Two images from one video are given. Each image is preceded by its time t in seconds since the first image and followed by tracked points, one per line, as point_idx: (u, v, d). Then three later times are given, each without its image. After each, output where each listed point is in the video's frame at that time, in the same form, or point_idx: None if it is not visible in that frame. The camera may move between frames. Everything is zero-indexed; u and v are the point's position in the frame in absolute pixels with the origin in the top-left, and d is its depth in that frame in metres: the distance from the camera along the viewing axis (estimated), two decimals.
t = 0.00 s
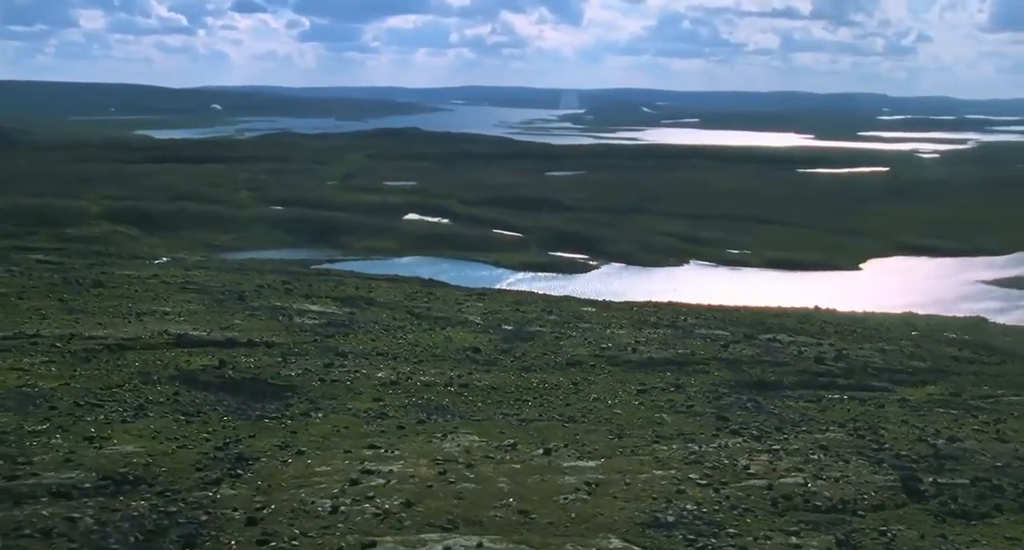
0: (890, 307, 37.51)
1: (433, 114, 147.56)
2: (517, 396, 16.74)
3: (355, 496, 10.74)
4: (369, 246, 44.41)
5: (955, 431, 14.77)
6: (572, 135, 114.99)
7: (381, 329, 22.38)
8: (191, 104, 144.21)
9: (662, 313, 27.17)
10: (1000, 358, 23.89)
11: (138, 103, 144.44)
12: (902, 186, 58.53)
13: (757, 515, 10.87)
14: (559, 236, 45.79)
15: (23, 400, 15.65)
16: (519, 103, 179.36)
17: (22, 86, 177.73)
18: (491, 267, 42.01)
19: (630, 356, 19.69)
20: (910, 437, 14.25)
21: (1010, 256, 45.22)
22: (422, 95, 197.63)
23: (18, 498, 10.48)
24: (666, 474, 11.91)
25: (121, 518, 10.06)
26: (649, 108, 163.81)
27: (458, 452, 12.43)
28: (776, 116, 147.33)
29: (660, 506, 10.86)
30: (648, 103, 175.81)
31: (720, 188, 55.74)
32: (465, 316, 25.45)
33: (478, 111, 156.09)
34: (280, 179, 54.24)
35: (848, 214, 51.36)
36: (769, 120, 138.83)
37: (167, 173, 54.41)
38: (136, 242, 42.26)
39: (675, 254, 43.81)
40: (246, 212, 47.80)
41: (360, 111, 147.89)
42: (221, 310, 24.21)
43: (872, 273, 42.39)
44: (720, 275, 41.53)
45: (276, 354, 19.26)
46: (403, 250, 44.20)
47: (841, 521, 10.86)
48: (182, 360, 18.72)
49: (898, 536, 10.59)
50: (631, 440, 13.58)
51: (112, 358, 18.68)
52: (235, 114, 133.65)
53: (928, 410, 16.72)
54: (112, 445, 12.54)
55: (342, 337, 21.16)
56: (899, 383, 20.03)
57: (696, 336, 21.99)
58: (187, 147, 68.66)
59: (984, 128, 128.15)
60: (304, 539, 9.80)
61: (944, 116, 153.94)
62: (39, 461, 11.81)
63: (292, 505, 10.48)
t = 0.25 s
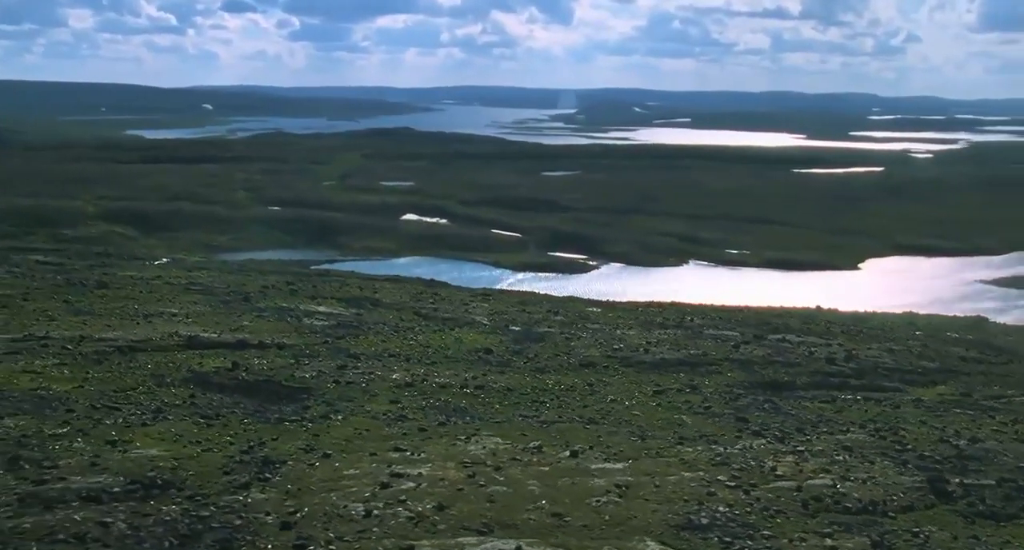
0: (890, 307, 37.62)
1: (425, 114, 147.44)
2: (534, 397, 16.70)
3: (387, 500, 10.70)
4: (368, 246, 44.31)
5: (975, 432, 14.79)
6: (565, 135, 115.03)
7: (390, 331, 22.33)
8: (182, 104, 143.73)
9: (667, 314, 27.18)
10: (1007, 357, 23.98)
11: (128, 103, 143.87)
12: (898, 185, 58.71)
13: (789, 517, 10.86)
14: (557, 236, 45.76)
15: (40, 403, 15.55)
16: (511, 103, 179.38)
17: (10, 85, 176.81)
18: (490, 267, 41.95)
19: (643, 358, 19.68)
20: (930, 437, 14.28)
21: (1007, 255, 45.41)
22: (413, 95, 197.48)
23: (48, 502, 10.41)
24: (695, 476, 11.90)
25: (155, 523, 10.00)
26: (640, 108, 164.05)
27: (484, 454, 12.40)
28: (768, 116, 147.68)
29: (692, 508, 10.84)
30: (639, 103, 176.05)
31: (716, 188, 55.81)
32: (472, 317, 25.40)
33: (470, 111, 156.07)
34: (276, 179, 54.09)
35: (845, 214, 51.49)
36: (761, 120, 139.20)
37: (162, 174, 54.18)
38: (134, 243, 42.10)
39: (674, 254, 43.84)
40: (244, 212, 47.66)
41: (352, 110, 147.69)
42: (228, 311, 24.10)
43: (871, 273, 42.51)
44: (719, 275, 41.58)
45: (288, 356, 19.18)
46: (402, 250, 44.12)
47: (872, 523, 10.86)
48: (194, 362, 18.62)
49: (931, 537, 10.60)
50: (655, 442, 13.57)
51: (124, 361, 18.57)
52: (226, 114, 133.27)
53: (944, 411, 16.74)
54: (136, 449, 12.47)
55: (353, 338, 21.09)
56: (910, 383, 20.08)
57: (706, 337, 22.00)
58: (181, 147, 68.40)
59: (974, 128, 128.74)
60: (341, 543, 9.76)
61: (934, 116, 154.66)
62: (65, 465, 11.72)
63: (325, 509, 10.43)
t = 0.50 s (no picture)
0: (884, 307, 37.79)
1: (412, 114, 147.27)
2: (546, 399, 16.68)
3: (415, 504, 10.66)
4: (362, 247, 44.20)
5: (989, 433, 14.84)
6: (553, 135, 115.13)
7: (395, 332, 22.27)
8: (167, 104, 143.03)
9: (668, 315, 27.22)
10: (1007, 358, 24.12)
11: (113, 103, 143.04)
12: (888, 186, 59.00)
13: (817, 519, 10.88)
14: (552, 237, 45.75)
15: (49, 407, 15.43)
16: (497, 103, 179.37)
17: None
18: (485, 268, 41.90)
19: (651, 359, 19.68)
20: (945, 438, 14.33)
21: (998, 256, 45.70)
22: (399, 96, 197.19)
23: (73, 507, 10.33)
24: (719, 479, 11.91)
25: (183, 528, 9.93)
26: (626, 108, 164.37)
27: (506, 457, 12.37)
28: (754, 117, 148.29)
29: (720, 511, 10.84)
30: (625, 103, 176.38)
31: (708, 189, 55.95)
32: (474, 318, 25.37)
33: (456, 111, 155.98)
34: (267, 180, 53.89)
35: (837, 214, 51.70)
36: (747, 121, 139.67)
37: (153, 174, 53.89)
38: (126, 244, 41.85)
39: (669, 255, 43.89)
40: (236, 213, 47.47)
41: (339, 111, 147.38)
42: (230, 313, 23.99)
43: (864, 274, 42.70)
44: (714, 276, 41.67)
45: (295, 358, 19.08)
46: (396, 251, 44.04)
47: (899, 525, 10.89)
48: (201, 364, 18.51)
49: (958, 539, 10.63)
50: (674, 444, 13.57)
51: (131, 363, 18.44)
52: (212, 114, 132.70)
53: (954, 412, 16.82)
54: (155, 453, 12.38)
55: (358, 340, 21.01)
56: (916, 384, 20.16)
57: (711, 338, 22.03)
58: (170, 147, 68.05)
59: (959, 129, 129.64)
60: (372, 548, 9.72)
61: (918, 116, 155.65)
62: (85, 469, 11.63)
63: (353, 513, 10.39)
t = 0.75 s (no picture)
0: (877, 307, 37.97)
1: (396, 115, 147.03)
2: (557, 401, 16.64)
3: (441, 508, 10.61)
4: (354, 248, 44.07)
5: (999, 433, 14.90)
6: (538, 136, 115.23)
7: (398, 334, 22.21)
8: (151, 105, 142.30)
9: (667, 316, 27.29)
10: (1005, 358, 24.28)
11: (95, 103, 142.17)
12: (876, 186, 59.30)
13: (842, 520, 10.88)
14: (544, 238, 45.75)
15: (58, 411, 15.29)
16: (481, 104, 179.33)
17: None
18: (478, 269, 41.86)
19: (656, 360, 19.71)
20: (958, 439, 14.38)
21: (987, 256, 46.01)
22: (384, 96, 196.82)
23: (97, 513, 10.24)
24: (740, 481, 11.91)
25: (210, 535, 9.86)
26: (612, 109, 164.74)
27: (526, 460, 12.33)
28: (739, 117, 148.78)
29: (745, 513, 10.83)
30: (609, 104, 176.70)
31: (698, 189, 56.09)
32: (474, 320, 25.35)
33: (441, 112, 155.83)
34: (257, 181, 53.66)
35: (827, 215, 51.92)
36: (732, 121, 140.11)
37: (141, 175, 53.57)
38: (116, 246, 41.58)
39: (661, 255, 43.96)
40: (227, 214, 47.24)
41: (323, 111, 146.99)
42: (229, 315, 23.87)
43: (855, 274, 42.90)
44: (707, 276, 41.76)
45: (301, 361, 19.00)
46: (388, 252, 43.94)
47: (923, 526, 10.91)
48: (207, 367, 18.40)
49: (982, 540, 10.66)
50: (691, 446, 13.56)
51: (136, 367, 18.31)
52: (196, 115, 132.07)
53: (962, 412, 16.87)
54: (172, 458, 12.28)
55: (362, 342, 20.95)
56: (919, 384, 20.26)
57: (714, 339, 22.09)
58: (157, 148, 67.70)
59: (942, 130, 130.44)
60: None
61: (901, 117, 156.54)
62: (104, 474, 11.52)
63: (380, 518, 10.35)
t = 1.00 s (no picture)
0: (870, 306, 38.12)
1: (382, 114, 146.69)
2: (568, 401, 16.62)
3: (468, 510, 10.58)
4: (346, 248, 43.92)
5: (1012, 432, 14.97)
6: (525, 135, 115.21)
7: (401, 335, 22.13)
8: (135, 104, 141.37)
9: (667, 316, 27.30)
10: (1004, 357, 24.39)
11: (78, 102, 141.08)
12: (865, 185, 59.53)
13: (866, 519, 10.91)
14: (536, 238, 45.72)
15: (68, 414, 15.16)
16: (467, 103, 179.19)
17: None
18: (472, 269, 41.80)
19: (663, 360, 19.71)
20: (972, 438, 14.44)
21: (977, 255, 46.26)
22: (369, 95, 196.40)
23: (123, 518, 10.16)
24: (762, 481, 11.93)
25: (240, 539, 9.80)
26: (597, 108, 164.83)
27: (547, 461, 12.31)
28: (724, 116, 149.09)
29: (771, 513, 10.85)
30: (594, 103, 176.84)
31: (689, 188, 56.17)
32: (476, 320, 25.29)
33: (427, 111, 155.51)
34: (247, 180, 53.41)
35: (817, 214, 52.10)
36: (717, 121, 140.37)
37: (130, 175, 53.22)
38: (107, 246, 41.30)
39: (654, 255, 44.01)
40: (218, 214, 47.01)
41: (308, 110, 146.50)
42: (230, 316, 23.73)
43: (847, 273, 43.05)
44: (700, 275, 41.83)
45: (308, 363, 18.92)
46: (381, 252, 43.81)
47: (948, 525, 10.95)
48: (214, 369, 18.30)
49: (1008, 539, 10.70)
50: (709, 446, 13.58)
51: (142, 369, 18.19)
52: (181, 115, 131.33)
53: (971, 411, 16.94)
54: (191, 461, 12.19)
55: (367, 343, 20.86)
56: (924, 383, 20.32)
57: (718, 338, 22.10)
58: (144, 147, 67.28)
59: (927, 129, 131.04)
60: None
61: (885, 116, 157.24)
62: (126, 478, 11.43)
63: (409, 521, 10.31)
